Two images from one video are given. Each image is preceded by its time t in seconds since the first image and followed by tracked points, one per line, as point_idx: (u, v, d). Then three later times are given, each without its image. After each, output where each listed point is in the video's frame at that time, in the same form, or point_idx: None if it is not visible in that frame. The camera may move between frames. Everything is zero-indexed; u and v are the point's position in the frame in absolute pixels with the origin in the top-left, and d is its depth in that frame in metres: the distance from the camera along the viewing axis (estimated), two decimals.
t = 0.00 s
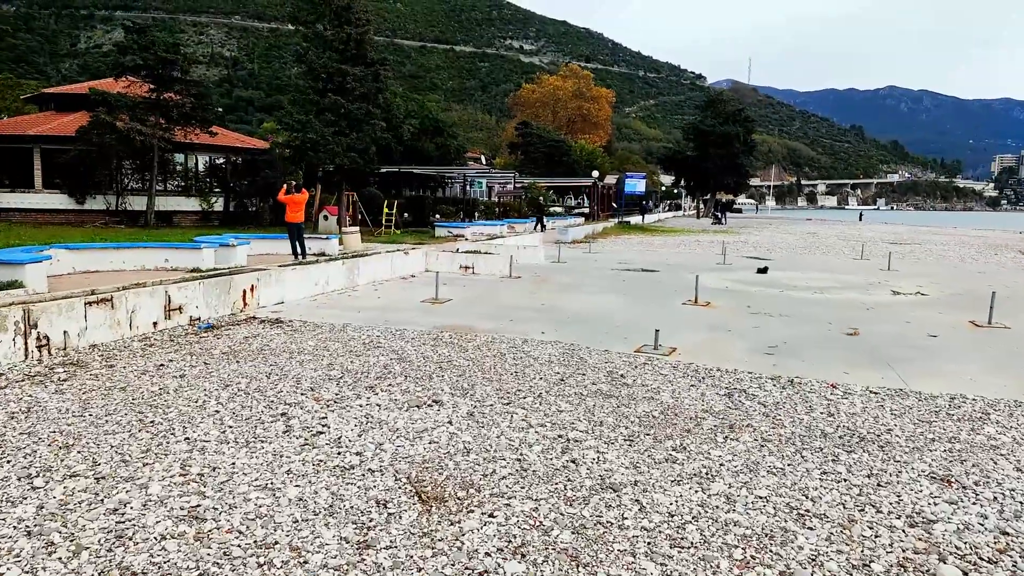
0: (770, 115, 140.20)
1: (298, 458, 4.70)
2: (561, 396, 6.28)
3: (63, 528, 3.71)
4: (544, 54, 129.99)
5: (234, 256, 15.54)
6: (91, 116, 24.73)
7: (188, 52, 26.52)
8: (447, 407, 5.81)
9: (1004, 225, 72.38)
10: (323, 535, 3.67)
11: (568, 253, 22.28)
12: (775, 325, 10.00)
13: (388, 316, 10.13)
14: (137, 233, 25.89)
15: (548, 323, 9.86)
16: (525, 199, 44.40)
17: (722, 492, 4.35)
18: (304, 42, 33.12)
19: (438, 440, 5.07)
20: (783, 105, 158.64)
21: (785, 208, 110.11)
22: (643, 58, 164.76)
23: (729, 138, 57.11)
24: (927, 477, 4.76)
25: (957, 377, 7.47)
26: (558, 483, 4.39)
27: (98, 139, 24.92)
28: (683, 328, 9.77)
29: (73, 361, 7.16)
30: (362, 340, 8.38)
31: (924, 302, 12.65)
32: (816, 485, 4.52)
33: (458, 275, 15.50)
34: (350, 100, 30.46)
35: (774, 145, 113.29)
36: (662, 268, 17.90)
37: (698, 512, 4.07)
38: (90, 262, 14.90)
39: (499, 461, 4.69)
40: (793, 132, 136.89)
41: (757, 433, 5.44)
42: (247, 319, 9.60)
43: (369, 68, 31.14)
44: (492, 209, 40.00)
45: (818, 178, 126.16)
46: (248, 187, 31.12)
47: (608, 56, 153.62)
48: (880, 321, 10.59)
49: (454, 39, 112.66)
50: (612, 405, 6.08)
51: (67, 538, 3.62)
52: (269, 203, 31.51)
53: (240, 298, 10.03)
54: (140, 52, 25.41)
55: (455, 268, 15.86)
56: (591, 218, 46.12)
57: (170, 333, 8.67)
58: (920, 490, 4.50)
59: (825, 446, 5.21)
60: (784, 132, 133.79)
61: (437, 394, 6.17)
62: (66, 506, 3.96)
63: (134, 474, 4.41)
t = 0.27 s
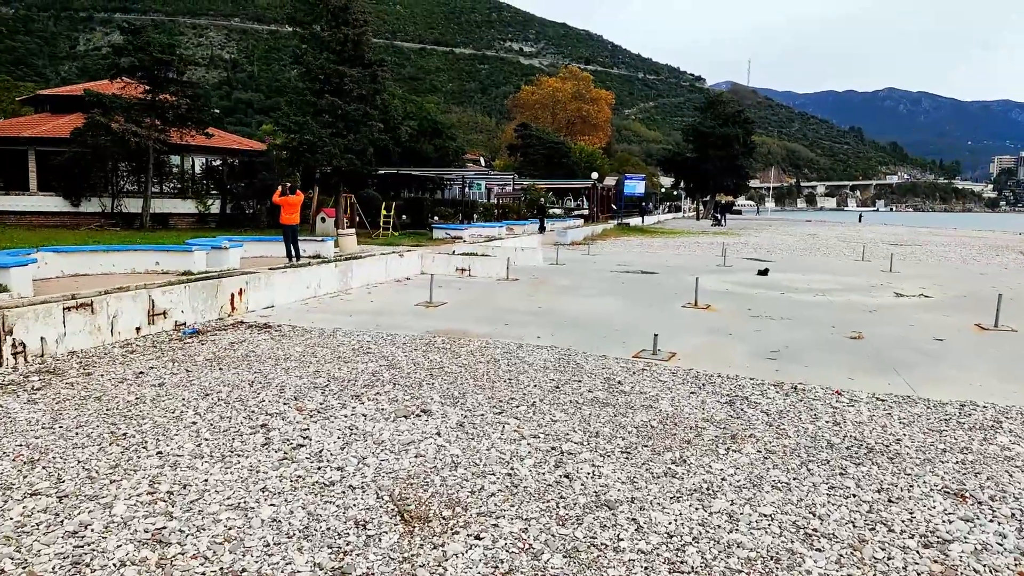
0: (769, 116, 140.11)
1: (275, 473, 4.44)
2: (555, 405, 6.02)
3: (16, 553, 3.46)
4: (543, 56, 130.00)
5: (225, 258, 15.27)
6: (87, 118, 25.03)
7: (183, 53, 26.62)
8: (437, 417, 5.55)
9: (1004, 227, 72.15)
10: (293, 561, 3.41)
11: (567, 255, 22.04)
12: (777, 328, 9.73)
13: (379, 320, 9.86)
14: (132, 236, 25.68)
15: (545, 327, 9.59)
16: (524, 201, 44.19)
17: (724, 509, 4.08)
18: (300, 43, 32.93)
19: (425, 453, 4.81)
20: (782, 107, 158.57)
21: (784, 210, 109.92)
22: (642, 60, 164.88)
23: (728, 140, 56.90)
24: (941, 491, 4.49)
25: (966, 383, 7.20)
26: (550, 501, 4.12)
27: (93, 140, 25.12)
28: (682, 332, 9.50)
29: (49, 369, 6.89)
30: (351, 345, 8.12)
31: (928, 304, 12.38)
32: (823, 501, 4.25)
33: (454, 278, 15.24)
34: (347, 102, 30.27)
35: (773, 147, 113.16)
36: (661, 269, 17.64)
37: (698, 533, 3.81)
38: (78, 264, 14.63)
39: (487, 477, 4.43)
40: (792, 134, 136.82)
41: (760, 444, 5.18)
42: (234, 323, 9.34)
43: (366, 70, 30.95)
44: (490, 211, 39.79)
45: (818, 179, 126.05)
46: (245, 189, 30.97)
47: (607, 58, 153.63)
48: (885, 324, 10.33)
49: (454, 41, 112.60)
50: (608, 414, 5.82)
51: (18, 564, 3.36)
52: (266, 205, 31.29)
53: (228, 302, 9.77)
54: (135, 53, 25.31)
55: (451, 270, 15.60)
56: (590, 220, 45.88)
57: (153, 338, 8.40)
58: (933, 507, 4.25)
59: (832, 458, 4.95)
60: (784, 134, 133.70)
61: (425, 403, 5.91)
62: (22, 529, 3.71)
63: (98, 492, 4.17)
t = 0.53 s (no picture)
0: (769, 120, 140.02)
1: (245, 498, 4.17)
2: (547, 421, 5.75)
3: None
4: (543, 60, 129.85)
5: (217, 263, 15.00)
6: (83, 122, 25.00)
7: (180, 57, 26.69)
8: (423, 434, 5.28)
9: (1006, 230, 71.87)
10: None
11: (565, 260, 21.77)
12: (778, 337, 9.48)
13: (370, 329, 9.59)
14: (128, 239, 25.45)
15: (540, 335, 9.32)
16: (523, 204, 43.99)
17: (725, 540, 3.81)
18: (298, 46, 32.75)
19: (408, 475, 4.55)
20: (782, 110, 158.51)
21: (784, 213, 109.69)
22: (643, 64, 164.84)
23: (729, 143, 56.71)
24: (955, 518, 4.22)
25: (976, 397, 6.91)
26: (538, 530, 3.85)
27: (90, 144, 25.05)
28: (682, 341, 9.23)
29: (22, 381, 6.61)
30: (338, 356, 7.85)
31: (933, 312, 12.11)
32: (831, 530, 3.98)
33: (450, 283, 14.98)
34: (345, 105, 30.07)
35: (773, 149, 112.90)
36: (660, 275, 17.39)
37: (697, 567, 3.53)
38: (66, 270, 14.32)
39: (472, 503, 4.16)
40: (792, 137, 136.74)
41: (762, 465, 4.91)
42: (221, 332, 9.08)
43: (364, 73, 30.77)
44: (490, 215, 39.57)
45: (818, 182, 125.96)
46: (243, 192, 30.85)
47: (607, 62, 153.67)
48: (890, 333, 10.07)
49: (454, 44, 112.58)
50: (603, 430, 5.55)
51: None
52: (265, 208, 31.12)
53: (214, 310, 9.50)
54: (131, 56, 25.24)
55: (446, 275, 15.33)
56: (590, 224, 45.66)
57: (135, 348, 8.13)
58: (948, 536, 3.97)
59: (839, 481, 4.67)
60: (784, 137, 133.61)
61: (413, 419, 5.64)
62: None
63: (57, 519, 3.91)
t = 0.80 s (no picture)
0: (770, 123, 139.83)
1: (214, 518, 3.93)
2: (539, 432, 5.50)
3: None
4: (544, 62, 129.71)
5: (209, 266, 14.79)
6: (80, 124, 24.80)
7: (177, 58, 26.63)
8: (407, 447, 5.04)
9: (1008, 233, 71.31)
10: None
11: (564, 263, 21.52)
12: (779, 343, 9.25)
13: (361, 334, 9.36)
14: (125, 242, 25.26)
15: (535, 341, 9.09)
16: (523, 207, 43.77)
17: (723, 563, 3.57)
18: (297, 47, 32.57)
19: (389, 492, 4.30)
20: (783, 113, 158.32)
21: (785, 216, 109.55)
22: (643, 67, 164.74)
23: (730, 145, 56.46)
24: (968, 538, 3.98)
25: (984, 406, 6.69)
26: (523, 553, 3.60)
27: (86, 146, 24.85)
28: (681, 347, 9.00)
29: None
30: (327, 362, 7.61)
31: (937, 317, 11.87)
32: (837, 553, 3.73)
33: (446, 287, 14.75)
34: (343, 107, 29.87)
35: (774, 152, 112.70)
36: (660, 278, 17.17)
37: None
38: (55, 273, 14.13)
39: (455, 523, 3.91)
40: (793, 140, 136.58)
41: (763, 480, 4.66)
42: (207, 337, 8.86)
43: (362, 75, 30.58)
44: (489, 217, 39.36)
45: (819, 185, 125.76)
46: (241, 195, 30.94)
47: (608, 64, 153.59)
48: (894, 339, 9.85)
49: (455, 47, 112.51)
50: (597, 442, 5.31)
51: None
52: (262, 210, 31.11)
53: (202, 314, 9.28)
54: (128, 57, 25.05)
55: (442, 279, 15.11)
56: (590, 226, 45.41)
57: (117, 354, 7.90)
58: (962, 560, 3.72)
59: (843, 498, 4.43)
60: (785, 140, 133.44)
61: (398, 430, 5.39)
62: None
63: (11, 541, 3.67)
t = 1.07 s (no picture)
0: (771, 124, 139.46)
1: (179, 548, 3.67)
2: (531, 448, 5.22)
3: None
4: (546, 64, 129.63)
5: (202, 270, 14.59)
6: (77, 127, 24.60)
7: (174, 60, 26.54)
8: (391, 465, 4.76)
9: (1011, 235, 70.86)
10: None
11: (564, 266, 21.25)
12: (783, 350, 8.97)
13: (352, 341, 9.09)
14: (122, 245, 25.08)
15: (531, 347, 8.81)
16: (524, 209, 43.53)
17: None
18: (295, 49, 32.38)
19: (369, 518, 4.02)
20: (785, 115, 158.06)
21: (786, 218, 109.32)
22: (645, 69, 164.58)
23: (731, 147, 56.19)
24: (989, 568, 3.69)
25: (998, 417, 6.40)
26: None
27: (82, 149, 24.66)
28: (682, 353, 8.72)
29: None
30: (314, 372, 7.34)
31: (944, 322, 11.57)
32: None
33: (442, 291, 14.48)
34: (342, 109, 29.66)
35: (775, 153, 112.48)
36: (661, 282, 16.89)
37: None
38: (46, 278, 13.91)
39: (437, 553, 3.64)
40: (794, 141, 136.32)
41: (767, 502, 4.39)
42: (193, 345, 8.59)
43: (361, 76, 30.37)
44: (489, 220, 39.09)
45: (820, 187, 125.45)
46: (239, 198, 30.42)
47: (609, 67, 153.42)
48: (900, 345, 9.58)
49: (456, 49, 112.41)
50: (591, 459, 5.04)
51: None
52: (261, 213, 30.87)
53: (188, 320, 9.02)
54: (125, 59, 24.97)
55: (439, 283, 14.84)
56: (591, 229, 45.17)
57: (97, 362, 7.65)
58: None
59: (853, 524, 4.15)
60: (786, 141, 133.15)
61: (382, 446, 5.12)
62: None
63: None
